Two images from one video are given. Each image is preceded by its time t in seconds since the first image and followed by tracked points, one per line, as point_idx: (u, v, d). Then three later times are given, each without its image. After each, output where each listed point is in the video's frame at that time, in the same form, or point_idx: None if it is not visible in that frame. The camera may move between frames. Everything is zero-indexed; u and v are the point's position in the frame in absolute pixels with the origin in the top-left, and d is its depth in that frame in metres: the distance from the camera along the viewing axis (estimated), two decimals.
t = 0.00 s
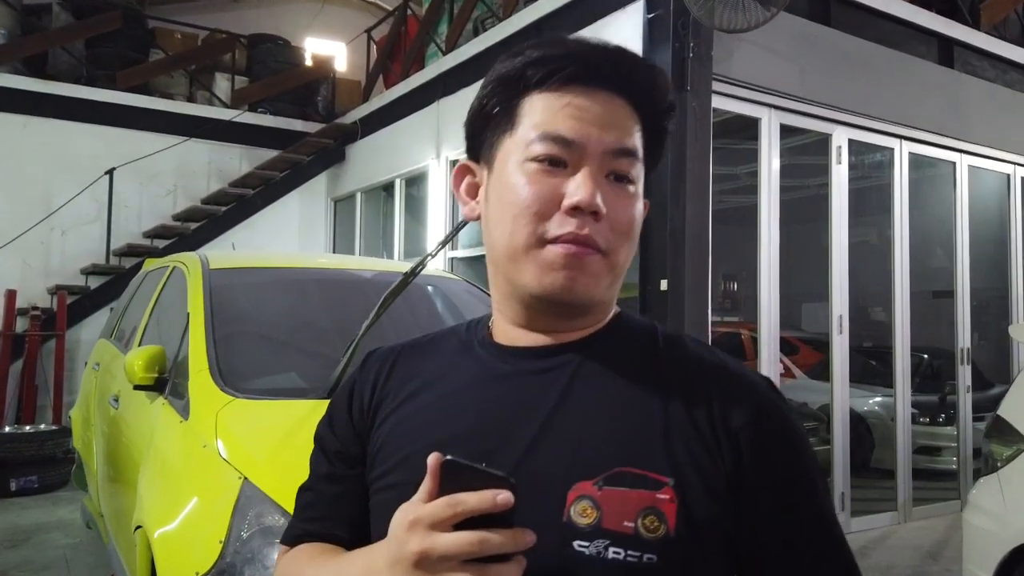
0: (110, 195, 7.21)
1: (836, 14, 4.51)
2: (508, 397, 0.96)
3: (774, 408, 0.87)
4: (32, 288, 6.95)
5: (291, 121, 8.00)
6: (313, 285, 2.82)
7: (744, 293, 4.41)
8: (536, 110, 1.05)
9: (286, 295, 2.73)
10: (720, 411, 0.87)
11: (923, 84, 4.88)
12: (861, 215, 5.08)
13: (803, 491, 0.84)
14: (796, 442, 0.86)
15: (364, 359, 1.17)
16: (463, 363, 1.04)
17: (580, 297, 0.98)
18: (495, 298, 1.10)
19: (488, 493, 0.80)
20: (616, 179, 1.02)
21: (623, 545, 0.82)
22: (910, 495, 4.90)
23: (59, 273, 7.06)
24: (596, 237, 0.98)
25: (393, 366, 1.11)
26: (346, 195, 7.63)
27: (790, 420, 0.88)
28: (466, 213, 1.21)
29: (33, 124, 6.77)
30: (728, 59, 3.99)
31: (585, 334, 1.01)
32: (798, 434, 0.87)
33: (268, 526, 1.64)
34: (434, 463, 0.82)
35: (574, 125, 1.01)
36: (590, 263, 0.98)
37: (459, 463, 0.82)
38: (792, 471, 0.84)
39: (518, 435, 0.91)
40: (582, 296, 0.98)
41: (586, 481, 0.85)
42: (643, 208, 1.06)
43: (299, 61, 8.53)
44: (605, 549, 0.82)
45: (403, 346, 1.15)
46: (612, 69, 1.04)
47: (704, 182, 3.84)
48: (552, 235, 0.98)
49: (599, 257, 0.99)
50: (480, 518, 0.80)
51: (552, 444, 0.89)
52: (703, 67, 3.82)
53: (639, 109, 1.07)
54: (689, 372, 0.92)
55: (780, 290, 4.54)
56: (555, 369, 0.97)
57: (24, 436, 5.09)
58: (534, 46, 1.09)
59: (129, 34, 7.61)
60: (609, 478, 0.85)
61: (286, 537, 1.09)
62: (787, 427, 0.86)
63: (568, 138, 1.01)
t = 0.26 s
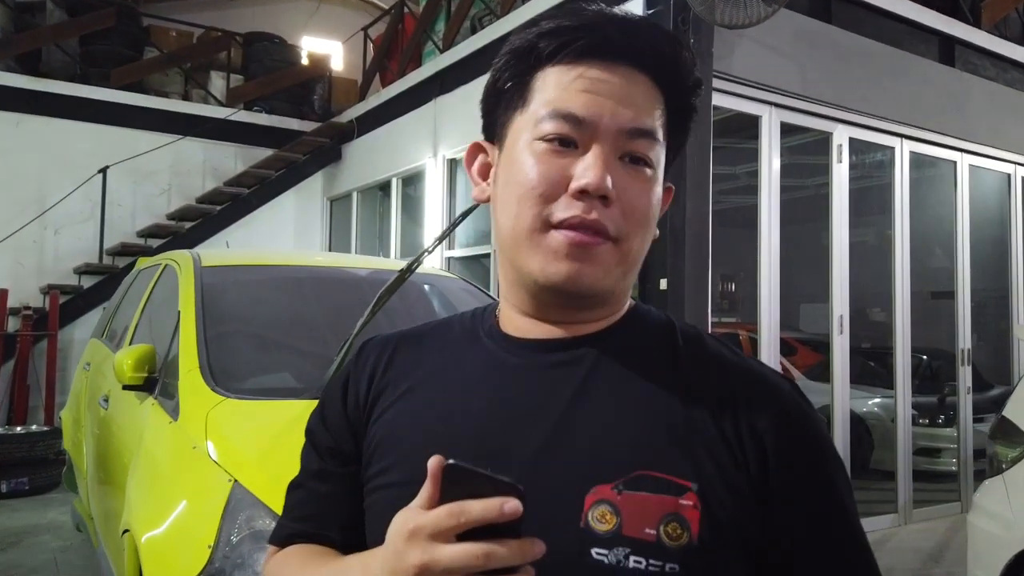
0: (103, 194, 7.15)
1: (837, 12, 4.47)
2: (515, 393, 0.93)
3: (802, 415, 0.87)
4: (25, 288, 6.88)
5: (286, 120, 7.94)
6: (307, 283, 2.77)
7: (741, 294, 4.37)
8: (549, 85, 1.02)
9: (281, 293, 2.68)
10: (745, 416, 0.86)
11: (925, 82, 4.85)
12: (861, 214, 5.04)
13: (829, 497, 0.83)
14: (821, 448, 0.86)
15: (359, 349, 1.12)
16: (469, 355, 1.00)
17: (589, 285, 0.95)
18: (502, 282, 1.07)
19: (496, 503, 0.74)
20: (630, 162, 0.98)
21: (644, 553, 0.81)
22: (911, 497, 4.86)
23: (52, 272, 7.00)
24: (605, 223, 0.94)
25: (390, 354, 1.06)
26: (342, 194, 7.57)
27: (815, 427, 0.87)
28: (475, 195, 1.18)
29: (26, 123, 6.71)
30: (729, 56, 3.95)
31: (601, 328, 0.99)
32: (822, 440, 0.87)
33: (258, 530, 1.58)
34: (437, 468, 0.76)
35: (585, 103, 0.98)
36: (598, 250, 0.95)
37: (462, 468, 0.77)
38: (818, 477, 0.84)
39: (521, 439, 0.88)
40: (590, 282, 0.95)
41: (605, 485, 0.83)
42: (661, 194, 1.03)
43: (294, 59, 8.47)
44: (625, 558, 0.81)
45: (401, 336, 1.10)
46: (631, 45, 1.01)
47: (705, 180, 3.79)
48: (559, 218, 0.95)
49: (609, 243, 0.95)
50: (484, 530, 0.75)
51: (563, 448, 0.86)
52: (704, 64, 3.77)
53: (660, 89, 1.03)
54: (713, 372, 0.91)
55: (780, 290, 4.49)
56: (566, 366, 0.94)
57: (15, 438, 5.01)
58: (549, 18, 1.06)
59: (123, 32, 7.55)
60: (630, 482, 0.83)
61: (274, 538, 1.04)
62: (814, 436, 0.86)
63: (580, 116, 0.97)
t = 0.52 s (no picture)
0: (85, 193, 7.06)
1: (825, 14, 4.48)
2: (502, 406, 0.91)
3: (801, 430, 0.84)
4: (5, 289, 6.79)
5: (272, 119, 7.88)
6: (292, 285, 2.72)
7: (728, 296, 4.36)
8: (527, 90, 0.99)
9: (264, 295, 2.64)
10: (743, 430, 0.84)
11: (912, 84, 4.85)
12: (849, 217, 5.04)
13: (827, 513, 0.81)
14: (821, 463, 0.83)
15: (341, 359, 1.09)
16: (455, 366, 0.98)
17: (570, 300, 0.94)
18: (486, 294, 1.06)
19: (478, 524, 0.77)
20: (611, 170, 0.96)
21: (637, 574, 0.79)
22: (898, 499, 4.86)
23: (32, 273, 6.91)
24: (584, 237, 0.93)
25: (374, 363, 1.03)
26: (328, 194, 7.50)
27: (813, 440, 0.85)
28: (459, 200, 1.16)
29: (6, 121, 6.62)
30: (718, 57, 3.93)
31: (589, 339, 0.96)
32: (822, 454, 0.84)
33: (238, 540, 1.54)
34: (418, 487, 0.79)
35: (562, 111, 0.95)
36: (578, 265, 0.94)
37: (445, 486, 0.79)
38: (815, 491, 0.82)
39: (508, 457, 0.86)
40: (571, 299, 0.94)
41: (596, 505, 0.81)
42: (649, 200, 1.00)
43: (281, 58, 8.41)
44: None
45: (384, 345, 1.07)
46: (613, 44, 0.98)
47: (693, 182, 3.77)
48: (537, 233, 0.94)
49: (590, 257, 0.94)
50: (465, 549, 0.78)
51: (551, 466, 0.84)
52: (692, 65, 3.76)
53: (646, 89, 1.00)
54: (707, 384, 0.89)
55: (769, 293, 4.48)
56: (557, 377, 0.92)
57: None
58: (527, 17, 1.03)
59: (106, 30, 7.47)
60: (622, 501, 0.81)
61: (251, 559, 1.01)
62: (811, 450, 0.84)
63: (556, 125, 0.95)
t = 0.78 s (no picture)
0: (55, 192, 6.95)
1: (802, 17, 4.51)
2: (477, 407, 0.90)
3: (781, 427, 0.83)
4: None
5: (249, 119, 7.79)
6: (268, 287, 2.68)
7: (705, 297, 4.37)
8: (502, 93, 0.98)
9: (240, 298, 2.59)
10: (718, 428, 0.83)
11: (887, 88, 4.91)
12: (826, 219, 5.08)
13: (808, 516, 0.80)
14: (803, 459, 0.82)
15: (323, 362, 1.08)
16: (433, 371, 0.97)
17: (552, 306, 0.92)
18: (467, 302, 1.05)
19: (401, 515, 0.76)
20: (591, 173, 0.95)
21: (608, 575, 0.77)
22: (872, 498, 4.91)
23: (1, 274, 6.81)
24: (564, 242, 0.92)
25: (356, 367, 1.02)
26: (305, 195, 7.43)
27: (796, 437, 0.83)
28: (436, 206, 1.14)
29: None
30: (696, 58, 3.94)
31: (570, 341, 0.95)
32: (807, 449, 0.83)
33: (213, 547, 1.51)
34: (349, 478, 0.79)
35: (539, 113, 0.94)
36: (559, 270, 0.93)
37: (375, 477, 0.79)
38: (796, 489, 0.80)
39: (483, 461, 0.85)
40: (553, 306, 0.92)
41: (567, 505, 0.80)
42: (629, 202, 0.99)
43: (257, 57, 8.33)
44: None
45: (364, 351, 1.06)
46: (589, 42, 0.97)
47: (672, 184, 3.78)
48: (517, 240, 0.93)
49: (571, 262, 0.93)
50: (394, 541, 0.77)
51: (525, 469, 0.83)
52: (671, 66, 3.76)
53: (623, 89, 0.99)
54: (684, 383, 0.88)
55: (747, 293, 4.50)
56: (532, 378, 0.91)
57: None
58: (498, 18, 1.01)
59: (78, 27, 7.36)
60: (594, 501, 0.80)
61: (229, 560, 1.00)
62: (793, 446, 0.82)
63: (533, 128, 0.94)
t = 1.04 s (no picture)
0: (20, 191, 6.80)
1: (777, 20, 4.55)
2: (458, 411, 0.89)
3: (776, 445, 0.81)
4: None
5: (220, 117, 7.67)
6: (241, 287, 2.63)
7: (680, 298, 4.39)
8: (470, 82, 0.98)
9: (212, 298, 2.54)
10: (712, 444, 0.81)
11: (859, 92, 4.96)
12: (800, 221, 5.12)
13: (801, 541, 0.77)
14: (797, 479, 0.80)
15: (307, 357, 1.08)
16: (412, 375, 0.96)
17: (518, 300, 0.90)
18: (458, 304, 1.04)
19: (344, 518, 0.73)
20: (557, 159, 0.92)
21: None
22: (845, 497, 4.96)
23: None
24: (527, 232, 0.89)
25: (339, 370, 1.01)
26: (278, 194, 7.35)
27: (790, 455, 0.82)
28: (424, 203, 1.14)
29: None
30: (673, 60, 3.95)
31: (558, 344, 0.94)
32: (800, 468, 0.81)
33: (184, 553, 1.47)
34: (297, 475, 0.77)
35: (499, 100, 0.93)
36: (523, 261, 0.90)
37: (319, 478, 0.77)
38: (790, 514, 0.78)
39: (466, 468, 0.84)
40: (520, 299, 0.90)
41: (550, 519, 0.78)
42: (607, 188, 0.95)
43: (229, 55, 8.22)
44: None
45: (347, 348, 1.06)
46: (554, 25, 0.95)
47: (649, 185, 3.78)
48: (480, 230, 0.91)
49: (537, 253, 0.90)
50: (335, 547, 0.75)
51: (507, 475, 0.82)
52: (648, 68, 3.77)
53: (594, 71, 0.96)
54: (677, 397, 0.86)
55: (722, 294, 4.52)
56: (514, 383, 0.90)
57: None
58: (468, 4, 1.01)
59: (44, 22, 7.20)
60: (579, 516, 0.78)
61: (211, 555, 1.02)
62: (787, 465, 0.80)
63: (494, 116, 0.93)
